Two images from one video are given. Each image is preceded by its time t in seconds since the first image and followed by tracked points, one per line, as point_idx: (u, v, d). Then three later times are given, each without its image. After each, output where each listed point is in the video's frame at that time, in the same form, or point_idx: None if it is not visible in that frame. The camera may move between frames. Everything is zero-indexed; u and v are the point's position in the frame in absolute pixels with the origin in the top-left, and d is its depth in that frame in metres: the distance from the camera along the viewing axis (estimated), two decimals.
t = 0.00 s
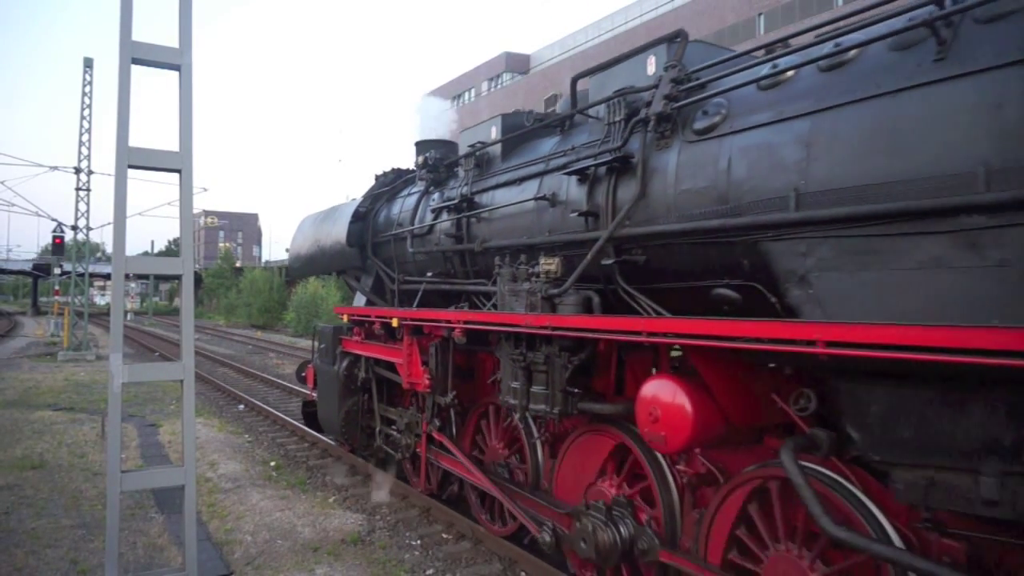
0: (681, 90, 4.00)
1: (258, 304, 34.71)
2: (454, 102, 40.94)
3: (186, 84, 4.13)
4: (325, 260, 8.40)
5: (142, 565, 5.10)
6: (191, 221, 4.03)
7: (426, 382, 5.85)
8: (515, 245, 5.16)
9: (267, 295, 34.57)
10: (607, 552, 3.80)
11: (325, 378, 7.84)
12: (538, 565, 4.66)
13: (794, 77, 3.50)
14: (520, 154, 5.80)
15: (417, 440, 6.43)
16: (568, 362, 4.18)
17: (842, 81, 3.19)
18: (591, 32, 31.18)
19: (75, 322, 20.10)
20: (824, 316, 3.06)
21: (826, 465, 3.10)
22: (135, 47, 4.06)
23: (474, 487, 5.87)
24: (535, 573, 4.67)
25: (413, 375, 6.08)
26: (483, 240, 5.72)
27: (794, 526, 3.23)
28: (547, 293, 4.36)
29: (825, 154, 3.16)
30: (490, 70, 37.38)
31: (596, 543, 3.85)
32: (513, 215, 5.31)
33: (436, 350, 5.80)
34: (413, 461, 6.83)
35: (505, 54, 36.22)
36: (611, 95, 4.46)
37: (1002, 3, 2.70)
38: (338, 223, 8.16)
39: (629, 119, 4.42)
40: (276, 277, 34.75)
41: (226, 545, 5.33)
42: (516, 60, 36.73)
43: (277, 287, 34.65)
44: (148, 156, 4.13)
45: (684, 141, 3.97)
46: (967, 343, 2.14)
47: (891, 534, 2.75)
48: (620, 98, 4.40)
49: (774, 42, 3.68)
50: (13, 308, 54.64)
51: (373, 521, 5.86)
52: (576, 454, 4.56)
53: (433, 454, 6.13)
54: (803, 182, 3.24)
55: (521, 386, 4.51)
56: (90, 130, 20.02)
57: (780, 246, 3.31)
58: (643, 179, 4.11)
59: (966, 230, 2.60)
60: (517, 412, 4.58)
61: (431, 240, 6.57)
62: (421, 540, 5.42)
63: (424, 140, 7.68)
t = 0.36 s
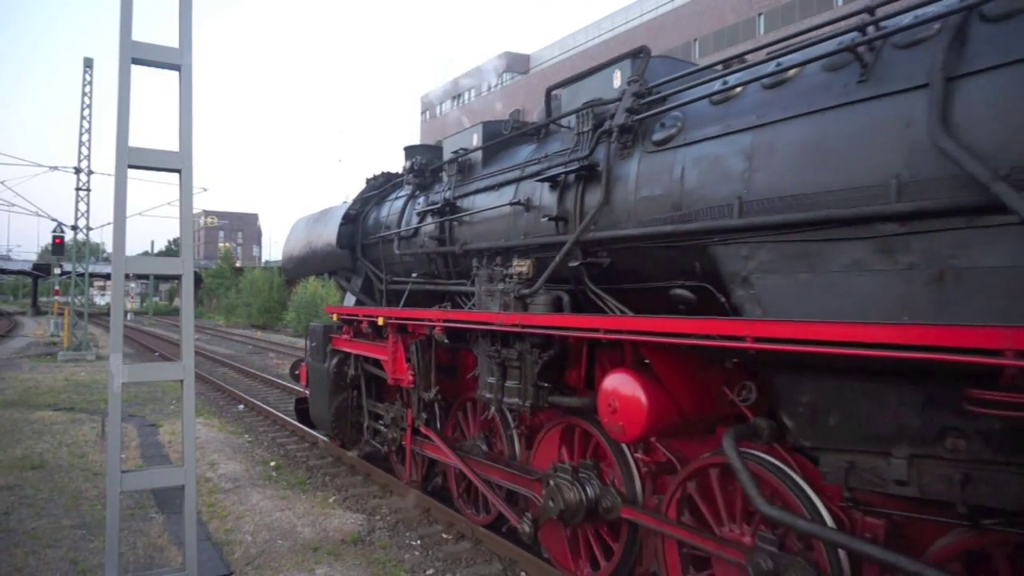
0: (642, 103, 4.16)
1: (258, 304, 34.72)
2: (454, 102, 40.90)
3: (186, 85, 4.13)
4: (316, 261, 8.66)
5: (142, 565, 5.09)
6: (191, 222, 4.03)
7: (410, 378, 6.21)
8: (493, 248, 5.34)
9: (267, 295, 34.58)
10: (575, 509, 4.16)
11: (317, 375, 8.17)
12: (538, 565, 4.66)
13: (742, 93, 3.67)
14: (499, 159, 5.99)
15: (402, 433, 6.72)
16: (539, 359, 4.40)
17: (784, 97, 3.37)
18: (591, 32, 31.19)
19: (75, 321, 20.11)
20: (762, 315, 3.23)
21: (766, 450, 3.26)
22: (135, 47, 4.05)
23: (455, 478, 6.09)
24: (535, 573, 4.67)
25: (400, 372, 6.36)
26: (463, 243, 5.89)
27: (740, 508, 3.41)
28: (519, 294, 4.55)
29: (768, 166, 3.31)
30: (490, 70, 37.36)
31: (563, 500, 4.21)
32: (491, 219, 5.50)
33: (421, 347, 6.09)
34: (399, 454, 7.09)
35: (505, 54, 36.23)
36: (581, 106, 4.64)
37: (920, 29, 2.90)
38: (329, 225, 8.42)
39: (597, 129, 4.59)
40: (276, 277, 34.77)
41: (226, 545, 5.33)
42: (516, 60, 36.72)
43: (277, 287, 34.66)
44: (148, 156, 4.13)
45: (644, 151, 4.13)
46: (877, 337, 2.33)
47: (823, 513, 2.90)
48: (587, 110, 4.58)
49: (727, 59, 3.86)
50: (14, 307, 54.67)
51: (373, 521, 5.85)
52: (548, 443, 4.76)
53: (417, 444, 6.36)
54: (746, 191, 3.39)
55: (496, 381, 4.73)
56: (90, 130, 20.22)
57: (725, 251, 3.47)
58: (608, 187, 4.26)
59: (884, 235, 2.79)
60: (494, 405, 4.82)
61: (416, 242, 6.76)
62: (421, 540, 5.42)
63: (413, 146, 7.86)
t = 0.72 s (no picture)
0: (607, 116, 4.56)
1: (258, 304, 34.66)
2: (454, 102, 40.72)
3: (187, 81, 4.08)
4: (308, 261, 8.68)
5: (142, 565, 5.04)
6: (192, 221, 3.98)
7: (394, 374, 6.45)
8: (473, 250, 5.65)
9: (267, 295, 34.52)
10: (536, 473, 4.41)
11: (308, 374, 8.39)
12: (538, 565, 4.61)
13: (695, 107, 4.08)
14: (479, 165, 6.27)
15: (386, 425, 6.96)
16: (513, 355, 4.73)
17: (730, 112, 3.77)
18: (592, 32, 31.17)
19: (75, 321, 20.05)
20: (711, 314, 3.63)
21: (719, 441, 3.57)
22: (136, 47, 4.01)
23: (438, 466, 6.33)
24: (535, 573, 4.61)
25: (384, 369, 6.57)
26: (446, 245, 6.17)
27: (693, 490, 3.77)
28: (493, 294, 4.95)
29: (712, 177, 3.71)
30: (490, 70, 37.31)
31: (525, 466, 4.45)
32: (472, 223, 5.79)
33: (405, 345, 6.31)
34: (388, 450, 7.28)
35: (505, 54, 36.23)
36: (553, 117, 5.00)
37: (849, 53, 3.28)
38: (321, 227, 8.45)
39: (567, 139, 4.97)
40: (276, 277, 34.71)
41: (226, 545, 5.28)
42: (516, 60, 36.71)
43: (277, 287, 34.60)
44: (147, 156, 4.08)
45: (609, 160, 4.52)
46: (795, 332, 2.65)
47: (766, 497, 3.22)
48: (558, 122, 5.01)
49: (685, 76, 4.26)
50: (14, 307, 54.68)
51: (373, 521, 5.80)
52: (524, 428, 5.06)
53: (404, 434, 6.57)
54: (696, 200, 3.78)
55: (473, 375, 5.09)
56: (90, 129, 19.84)
57: (678, 254, 3.87)
58: (576, 194, 4.65)
59: (811, 242, 3.18)
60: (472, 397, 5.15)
61: (400, 244, 6.96)
62: (421, 540, 5.37)
63: (404, 149, 7.86)
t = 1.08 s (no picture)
0: (576, 126, 4.83)
1: (258, 304, 34.71)
2: (454, 102, 40.95)
3: (187, 83, 4.13)
4: (299, 263, 8.76)
5: (142, 565, 5.10)
6: (191, 222, 4.04)
7: (379, 371, 6.73)
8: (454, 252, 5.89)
9: (267, 295, 34.58)
10: (498, 450, 4.91)
11: (300, 370, 8.71)
12: (538, 565, 4.66)
13: (655, 120, 4.36)
14: (461, 170, 6.46)
15: (372, 418, 7.30)
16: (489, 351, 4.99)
17: (684, 126, 4.05)
18: (591, 33, 31.26)
19: (75, 321, 20.11)
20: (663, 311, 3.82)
21: (677, 431, 3.87)
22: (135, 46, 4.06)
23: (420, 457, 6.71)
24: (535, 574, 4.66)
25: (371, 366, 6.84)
26: (429, 247, 6.36)
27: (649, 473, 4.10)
28: (471, 293, 5.19)
29: (666, 186, 3.98)
30: (489, 70, 37.39)
31: (490, 445, 4.94)
32: (454, 226, 6.00)
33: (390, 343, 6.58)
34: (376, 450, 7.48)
35: (505, 55, 36.32)
36: (528, 127, 5.27)
37: (788, 72, 3.57)
38: (313, 229, 8.54)
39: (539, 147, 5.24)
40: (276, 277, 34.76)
41: (226, 545, 5.33)
42: (516, 60, 36.81)
43: (276, 287, 34.67)
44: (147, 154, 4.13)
45: (577, 169, 4.80)
46: (725, 328, 2.95)
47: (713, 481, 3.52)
48: (532, 132, 5.26)
49: (648, 90, 4.50)
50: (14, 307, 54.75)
51: (373, 521, 5.86)
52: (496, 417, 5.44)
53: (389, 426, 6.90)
54: (652, 207, 4.05)
55: (452, 370, 5.37)
56: (90, 129, 20.51)
57: (635, 257, 4.11)
58: (546, 199, 4.94)
59: (750, 246, 3.45)
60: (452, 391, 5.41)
61: (387, 246, 7.11)
62: (421, 540, 5.42)
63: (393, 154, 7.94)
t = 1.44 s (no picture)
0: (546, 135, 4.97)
1: (258, 304, 34.75)
2: (454, 102, 40.98)
3: (186, 84, 4.17)
4: (292, 264, 8.80)
5: (142, 565, 5.14)
6: (191, 222, 4.07)
7: (366, 368, 6.91)
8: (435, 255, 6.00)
9: (267, 295, 34.62)
10: (466, 443, 5.22)
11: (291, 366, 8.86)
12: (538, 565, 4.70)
13: (617, 131, 4.52)
14: (446, 176, 6.55)
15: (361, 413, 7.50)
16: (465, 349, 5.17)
17: (642, 137, 4.23)
18: (591, 33, 31.32)
19: (75, 322, 20.14)
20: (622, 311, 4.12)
21: (637, 421, 4.12)
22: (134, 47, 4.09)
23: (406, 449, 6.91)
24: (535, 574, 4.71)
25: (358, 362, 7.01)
26: (414, 250, 6.45)
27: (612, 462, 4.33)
28: (448, 293, 5.29)
29: (627, 194, 4.13)
30: (489, 70, 37.44)
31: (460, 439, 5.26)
32: (437, 230, 6.09)
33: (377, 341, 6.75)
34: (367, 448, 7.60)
35: (505, 55, 36.37)
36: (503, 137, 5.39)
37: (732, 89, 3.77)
38: (306, 230, 8.58)
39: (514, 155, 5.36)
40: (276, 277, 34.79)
41: (226, 545, 5.37)
42: (516, 60, 36.85)
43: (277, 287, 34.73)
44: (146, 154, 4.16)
45: (546, 177, 4.94)
46: (664, 325, 3.19)
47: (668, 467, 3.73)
48: (507, 140, 5.39)
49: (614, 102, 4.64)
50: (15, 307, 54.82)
51: (374, 521, 5.89)
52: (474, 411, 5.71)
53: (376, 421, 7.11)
54: (612, 213, 4.21)
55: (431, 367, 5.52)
56: (90, 130, 20.27)
57: (599, 260, 4.27)
58: (519, 204, 5.07)
59: (698, 250, 3.63)
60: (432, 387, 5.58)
61: (375, 248, 7.18)
62: (421, 540, 5.46)
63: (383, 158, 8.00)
